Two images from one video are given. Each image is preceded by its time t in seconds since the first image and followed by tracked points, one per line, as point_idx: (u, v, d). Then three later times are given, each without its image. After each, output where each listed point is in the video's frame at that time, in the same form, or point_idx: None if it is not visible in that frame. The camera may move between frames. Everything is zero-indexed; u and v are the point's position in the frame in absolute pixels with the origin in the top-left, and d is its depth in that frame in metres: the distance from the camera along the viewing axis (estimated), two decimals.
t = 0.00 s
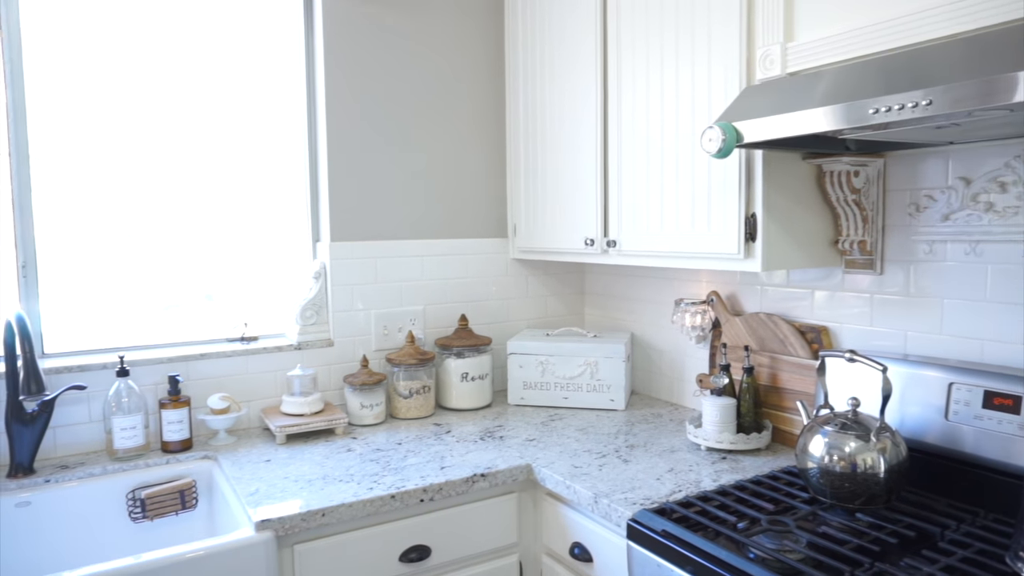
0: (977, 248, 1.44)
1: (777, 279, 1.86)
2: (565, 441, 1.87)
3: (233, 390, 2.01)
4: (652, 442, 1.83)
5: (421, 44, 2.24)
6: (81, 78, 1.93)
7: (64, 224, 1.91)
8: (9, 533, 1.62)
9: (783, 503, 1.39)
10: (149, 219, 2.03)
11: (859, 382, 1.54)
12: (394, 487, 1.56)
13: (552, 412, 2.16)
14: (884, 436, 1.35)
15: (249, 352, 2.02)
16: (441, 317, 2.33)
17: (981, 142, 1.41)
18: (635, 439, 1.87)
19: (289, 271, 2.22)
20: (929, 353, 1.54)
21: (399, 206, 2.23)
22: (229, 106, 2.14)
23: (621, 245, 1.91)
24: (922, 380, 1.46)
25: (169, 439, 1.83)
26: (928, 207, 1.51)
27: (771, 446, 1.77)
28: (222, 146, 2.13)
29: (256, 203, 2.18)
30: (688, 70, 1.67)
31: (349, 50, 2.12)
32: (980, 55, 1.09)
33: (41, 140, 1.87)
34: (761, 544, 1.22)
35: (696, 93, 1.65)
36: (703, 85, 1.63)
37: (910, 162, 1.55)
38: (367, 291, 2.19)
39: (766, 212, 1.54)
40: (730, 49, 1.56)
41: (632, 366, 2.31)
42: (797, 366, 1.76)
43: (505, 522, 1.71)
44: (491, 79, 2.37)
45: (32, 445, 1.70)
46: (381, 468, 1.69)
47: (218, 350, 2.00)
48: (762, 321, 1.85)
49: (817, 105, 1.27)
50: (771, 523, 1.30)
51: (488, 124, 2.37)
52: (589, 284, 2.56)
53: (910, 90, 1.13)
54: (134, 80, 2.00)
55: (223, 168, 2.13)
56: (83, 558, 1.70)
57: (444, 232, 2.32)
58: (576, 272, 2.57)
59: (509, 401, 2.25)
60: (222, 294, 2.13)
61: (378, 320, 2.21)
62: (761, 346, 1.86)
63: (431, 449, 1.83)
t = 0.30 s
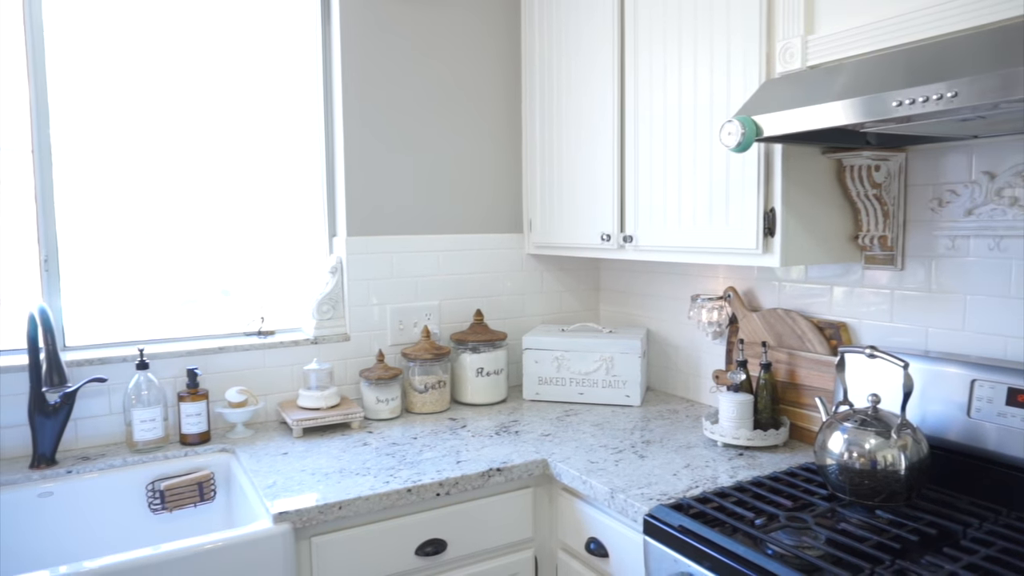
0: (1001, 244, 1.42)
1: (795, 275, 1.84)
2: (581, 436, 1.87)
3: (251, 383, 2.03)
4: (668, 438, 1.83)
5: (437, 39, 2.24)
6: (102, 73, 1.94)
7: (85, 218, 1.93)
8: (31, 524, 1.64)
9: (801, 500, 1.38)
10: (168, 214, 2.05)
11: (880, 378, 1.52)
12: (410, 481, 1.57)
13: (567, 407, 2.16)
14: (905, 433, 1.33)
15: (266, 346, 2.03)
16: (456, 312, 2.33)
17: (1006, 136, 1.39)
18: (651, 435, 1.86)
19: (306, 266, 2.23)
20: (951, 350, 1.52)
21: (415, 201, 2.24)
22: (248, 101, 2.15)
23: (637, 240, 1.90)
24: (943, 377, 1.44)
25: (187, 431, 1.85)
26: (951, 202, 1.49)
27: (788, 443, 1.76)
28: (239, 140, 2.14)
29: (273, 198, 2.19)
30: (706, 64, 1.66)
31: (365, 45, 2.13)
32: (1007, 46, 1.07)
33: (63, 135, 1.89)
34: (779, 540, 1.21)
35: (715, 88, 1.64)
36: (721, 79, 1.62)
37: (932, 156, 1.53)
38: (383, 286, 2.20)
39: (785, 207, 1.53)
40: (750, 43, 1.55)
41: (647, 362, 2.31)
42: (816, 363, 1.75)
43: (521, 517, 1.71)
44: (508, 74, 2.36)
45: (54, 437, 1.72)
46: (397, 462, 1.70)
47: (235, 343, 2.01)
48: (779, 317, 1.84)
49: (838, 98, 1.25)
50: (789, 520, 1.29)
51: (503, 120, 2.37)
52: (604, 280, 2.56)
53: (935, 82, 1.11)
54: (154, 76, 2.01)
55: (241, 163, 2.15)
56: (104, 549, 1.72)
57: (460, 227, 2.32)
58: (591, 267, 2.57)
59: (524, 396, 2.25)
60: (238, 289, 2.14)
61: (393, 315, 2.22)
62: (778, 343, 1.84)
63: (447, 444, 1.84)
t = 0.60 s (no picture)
0: (1018, 241, 1.41)
1: (808, 273, 1.83)
2: (593, 435, 1.86)
3: (262, 382, 2.03)
4: (679, 437, 1.82)
5: (448, 37, 2.24)
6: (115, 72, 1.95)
7: (99, 217, 1.94)
8: (45, 521, 1.65)
9: (815, 499, 1.37)
10: (179, 213, 2.06)
11: (895, 377, 1.51)
12: (422, 479, 1.57)
13: (578, 406, 2.16)
14: (920, 432, 1.32)
15: (277, 345, 2.04)
16: (467, 311, 2.33)
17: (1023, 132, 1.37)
18: (663, 434, 1.86)
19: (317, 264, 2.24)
20: (967, 349, 1.51)
21: (426, 199, 2.24)
22: (260, 100, 2.16)
23: (648, 238, 1.90)
24: (960, 375, 1.43)
25: (199, 429, 1.86)
26: (967, 199, 1.48)
27: (801, 442, 1.75)
28: (251, 139, 2.15)
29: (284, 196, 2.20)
30: (719, 60, 1.65)
31: (376, 43, 2.13)
32: None
33: (76, 135, 1.90)
34: (793, 539, 1.20)
35: (728, 84, 1.63)
36: (734, 76, 1.62)
37: (948, 153, 1.52)
38: (393, 285, 2.20)
39: (798, 205, 1.52)
40: (763, 39, 1.54)
41: (658, 361, 2.30)
42: (829, 362, 1.74)
43: (532, 515, 1.70)
44: (519, 72, 2.36)
45: (68, 434, 1.73)
46: (408, 461, 1.70)
47: (247, 341, 2.02)
48: (792, 315, 1.83)
49: (853, 94, 1.25)
50: (803, 519, 1.29)
51: (514, 118, 2.37)
52: (615, 278, 2.55)
53: (952, 77, 1.10)
54: (166, 75, 2.02)
55: (253, 162, 2.15)
56: (117, 545, 1.73)
57: (470, 225, 2.32)
58: (602, 266, 2.56)
59: (535, 395, 2.25)
60: (249, 289, 2.15)
61: (404, 313, 2.22)
62: (791, 341, 1.83)
63: (458, 442, 1.83)
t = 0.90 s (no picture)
0: None
1: (822, 268, 1.82)
2: (606, 431, 1.86)
3: (277, 378, 2.04)
4: (693, 434, 1.81)
5: (461, 33, 2.24)
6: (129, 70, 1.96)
7: (114, 214, 1.95)
8: (63, 515, 1.67)
9: (830, 496, 1.36)
10: (194, 210, 2.07)
11: (911, 373, 1.50)
12: (435, 474, 1.57)
13: (590, 403, 2.16)
14: (937, 428, 1.31)
15: (291, 341, 2.05)
16: (479, 308, 2.34)
17: None
18: (676, 430, 1.85)
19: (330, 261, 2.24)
20: (984, 345, 1.49)
21: (439, 196, 2.24)
22: (274, 97, 2.17)
23: (662, 234, 1.89)
24: (977, 371, 1.42)
25: (214, 425, 1.87)
26: (984, 194, 1.47)
27: (816, 439, 1.74)
28: (265, 137, 2.16)
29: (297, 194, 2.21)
30: (733, 55, 1.65)
31: (389, 40, 2.13)
32: None
33: (92, 133, 1.92)
34: (809, 536, 1.20)
35: (742, 79, 1.63)
36: (749, 70, 1.61)
37: (965, 147, 1.50)
38: (406, 281, 2.21)
39: (813, 200, 1.51)
40: (778, 34, 1.53)
41: (671, 358, 2.29)
42: (844, 358, 1.73)
43: (545, 511, 1.70)
44: (531, 69, 2.36)
45: (85, 429, 1.75)
46: (422, 456, 1.70)
47: (261, 338, 2.03)
48: (807, 312, 1.82)
49: (869, 88, 1.24)
50: (819, 515, 1.28)
51: (526, 115, 2.37)
52: (628, 275, 2.54)
53: (970, 69, 1.09)
54: (181, 74, 2.04)
55: (267, 159, 2.17)
56: (134, 539, 1.74)
57: (483, 222, 2.32)
58: (614, 263, 2.56)
59: (548, 392, 2.25)
60: (261, 287, 2.15)
61: (417, 310, 2.22)
62: (806, 338, 1.82)
63: (471, 438, 1.84)
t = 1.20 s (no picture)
0: None
1: (841, 265, 1.80)
2: (622, 428, 1.86)
3: (294, 373, 2.06)
4: (710, 431, 1.80)
5: (477, 29, 2.24)
6: (149, 68, 1.98)
7: (134, 210, 1.97)
8: (83, 507, 1.69)
9: (850, 494, 1.35)
10: (212, 207, 2.08)
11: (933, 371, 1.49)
12: (452, 470, 1.57)
13: (606, 400, 2.15)
14: (960, 426, 1.30)
15: (308, 337, 2.06)
16: (495, 304, 2.34)
17: None
18: (693, 427, 1.84)
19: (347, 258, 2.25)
20: (1007, 343, 1.48)
21: (455, 192, 2.24)
22: (291, 94, 2.18)
23: (679, 230, 1.88)
24: (1001, 369, 1.40)
25: (232, 420, 1.88)
26: (1008, 189, 1.45)
27: (835, 437, 1.72)
28: (282, 134, 2.17)
29: (314, 190, 2.22)
30: (752, 49, 1.63)
31: (405, 37, 2.14)
32: None
33: (113, 130, 1.94)
34: (830, 533, 1.19)
35: (761, 74, 1.61)
36: (768, 65, 1.60)
37: (988, 142, 1.48)
38: (422, 278, 2.21)
39: (833, 195, 1.50)
40: (798, 28, 1.52)
41: (688, 355, 2.28)
42: (864, 356, 1.71)
43: (561, 508, 1.70)
44: (548, 64, 2.36)
45: (105, 423, 1.76)
46: (438, 452, 1.70)
47: (279, 333, 2.04)
48: (825, 309, 1.80)
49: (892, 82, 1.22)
50: (839, 513, 1.27)
51: (542, 111, 2.36)
52: (644, 272, 2.53)
53: (995, 62, 1.08)
54: (199, 71, 2.05)
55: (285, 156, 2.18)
56: (153, 532, 1.76)
57: (498, 219, 2.32)
58: (630, 260, 2.55)
59: (563, 388, 2.24)
60: (276, 283, 2.16)
61: (432, 307, 2.23)
62: (825, 335, 1.81)
63: (488, 434, 1.84)
